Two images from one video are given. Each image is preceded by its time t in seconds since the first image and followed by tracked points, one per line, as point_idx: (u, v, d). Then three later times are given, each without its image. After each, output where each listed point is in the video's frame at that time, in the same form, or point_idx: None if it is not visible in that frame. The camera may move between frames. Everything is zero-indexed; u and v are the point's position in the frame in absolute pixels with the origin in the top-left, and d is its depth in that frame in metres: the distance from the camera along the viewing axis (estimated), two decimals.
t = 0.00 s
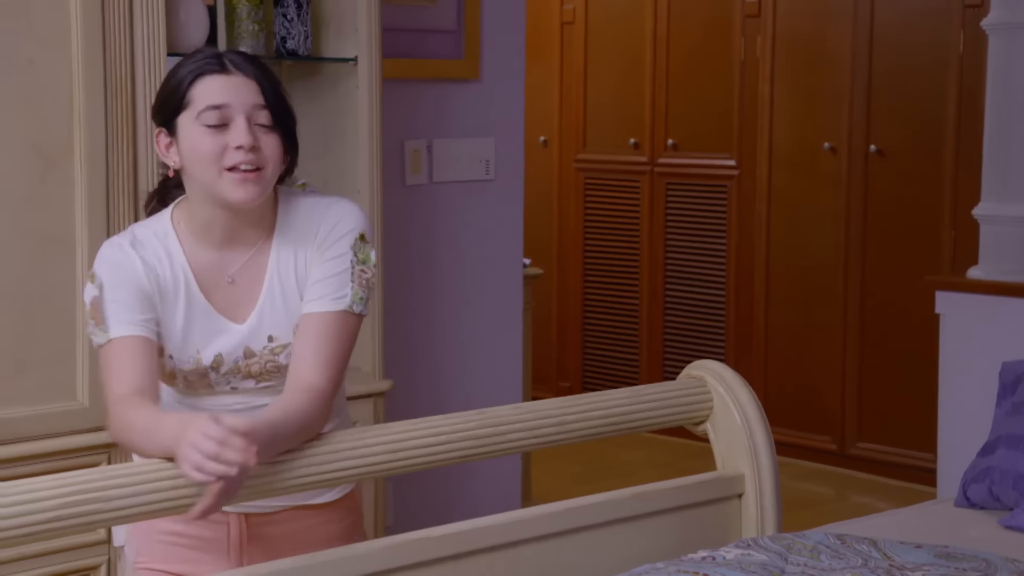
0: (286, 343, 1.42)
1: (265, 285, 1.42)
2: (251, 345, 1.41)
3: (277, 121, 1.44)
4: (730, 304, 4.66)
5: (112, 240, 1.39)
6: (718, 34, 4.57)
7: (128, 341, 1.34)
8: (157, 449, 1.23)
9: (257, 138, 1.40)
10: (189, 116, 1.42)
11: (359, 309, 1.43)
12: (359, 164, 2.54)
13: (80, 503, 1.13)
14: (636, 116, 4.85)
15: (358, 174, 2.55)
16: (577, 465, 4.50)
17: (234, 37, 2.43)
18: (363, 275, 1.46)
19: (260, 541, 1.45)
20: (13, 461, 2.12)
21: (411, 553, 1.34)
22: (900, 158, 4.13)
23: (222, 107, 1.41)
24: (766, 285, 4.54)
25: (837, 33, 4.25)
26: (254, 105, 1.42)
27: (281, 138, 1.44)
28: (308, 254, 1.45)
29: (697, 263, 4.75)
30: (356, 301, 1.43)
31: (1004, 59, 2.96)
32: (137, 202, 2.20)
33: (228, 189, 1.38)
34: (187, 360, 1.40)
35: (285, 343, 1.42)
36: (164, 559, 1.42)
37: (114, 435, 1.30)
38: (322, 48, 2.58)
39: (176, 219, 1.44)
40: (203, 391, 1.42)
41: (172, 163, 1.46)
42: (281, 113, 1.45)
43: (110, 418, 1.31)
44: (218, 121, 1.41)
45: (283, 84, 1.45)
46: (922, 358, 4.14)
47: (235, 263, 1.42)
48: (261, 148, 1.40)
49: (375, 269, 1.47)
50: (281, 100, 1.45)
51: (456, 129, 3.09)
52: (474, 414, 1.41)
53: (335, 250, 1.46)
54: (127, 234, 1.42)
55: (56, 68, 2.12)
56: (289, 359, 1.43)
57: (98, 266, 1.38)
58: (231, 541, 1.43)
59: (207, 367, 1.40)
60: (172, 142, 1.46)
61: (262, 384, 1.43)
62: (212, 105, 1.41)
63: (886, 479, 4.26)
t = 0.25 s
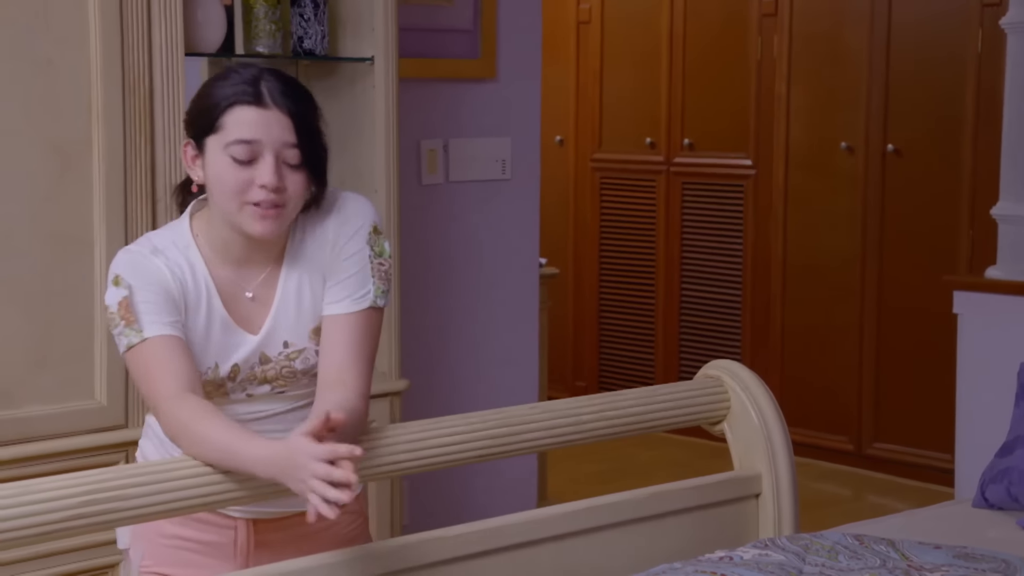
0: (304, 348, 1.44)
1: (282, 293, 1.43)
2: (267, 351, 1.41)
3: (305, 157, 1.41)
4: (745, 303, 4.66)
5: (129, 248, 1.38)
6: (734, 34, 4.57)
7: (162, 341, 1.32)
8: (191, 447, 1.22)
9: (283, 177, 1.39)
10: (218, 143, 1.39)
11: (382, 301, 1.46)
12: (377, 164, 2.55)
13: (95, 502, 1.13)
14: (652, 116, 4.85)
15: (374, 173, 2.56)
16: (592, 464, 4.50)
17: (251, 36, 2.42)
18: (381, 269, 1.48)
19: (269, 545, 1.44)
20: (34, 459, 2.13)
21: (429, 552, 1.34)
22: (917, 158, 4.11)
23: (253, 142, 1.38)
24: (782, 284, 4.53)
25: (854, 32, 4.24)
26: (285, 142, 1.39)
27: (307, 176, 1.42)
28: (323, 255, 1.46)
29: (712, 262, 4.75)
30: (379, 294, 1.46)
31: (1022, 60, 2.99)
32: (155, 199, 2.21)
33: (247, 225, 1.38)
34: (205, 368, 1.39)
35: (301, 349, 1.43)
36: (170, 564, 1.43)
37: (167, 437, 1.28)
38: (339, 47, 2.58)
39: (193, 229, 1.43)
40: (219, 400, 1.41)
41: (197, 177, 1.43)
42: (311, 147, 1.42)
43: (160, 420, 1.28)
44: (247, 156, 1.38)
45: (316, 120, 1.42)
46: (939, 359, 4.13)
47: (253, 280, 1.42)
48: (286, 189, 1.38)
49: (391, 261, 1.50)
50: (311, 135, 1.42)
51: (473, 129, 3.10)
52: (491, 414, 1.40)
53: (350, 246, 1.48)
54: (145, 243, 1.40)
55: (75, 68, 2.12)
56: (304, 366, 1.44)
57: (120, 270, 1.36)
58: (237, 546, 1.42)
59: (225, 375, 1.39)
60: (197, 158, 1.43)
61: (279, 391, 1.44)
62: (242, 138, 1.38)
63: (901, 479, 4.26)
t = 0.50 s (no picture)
0: (319, 347, 1.45)
1: (298, 293, 1.43)
2: (280, 351, 1.42)
3: (334, 172, 1.40)
4: (759, 299, 4.65)
5: (143, 248, 1.37)
6: (747, 29, 4.56)
7: (162, 349, 1.32)
8: (191, 448, 1.22)
9: (310, 193, 1.38)
10: (247, 153, 1.38)
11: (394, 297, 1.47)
12: (389, 160, 2.55)
13: (107, 498, 1.10)
14: (664, 113, 4.85)
15: (386, 169, 2.56)
16: (605, 462, 4.49)
17: (264, 32, 2.42)
18: (393, 264, 1.49)
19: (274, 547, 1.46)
20: (47, 454, 2.13)
21: (441, 549, 1.30)
22: (931, 154, 4.10)
23: (283, 156, 1.37)
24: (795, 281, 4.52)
25: (867, 28, 4.23)
26: (315, 158, 1.38)
27: (333, 191, 1.41)
28: (336, 252, 1.47)
29: (725, 259, 4.74)
30: (393, 289, 1.47)
31: None
32: (168, 193, 2.21)
33: (271, 238, 1.37)
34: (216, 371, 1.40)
35: (314, 349, 1.45)
36: (177, 567, 1.45)
37: (162, 445, 1.29)
38: (352, 43, 2.58)
39: (210, 228, 1.43)
40: (230, 402, 1.42)
41: (220, 180, 1.43)
42: (339, 163, 1.41)
43: (155, 429, 1.29)
44: (275, 170, 1.37)
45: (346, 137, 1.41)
46: (953, 355, 4.11)
47: (270, 282, 1.43)
48: (312, 206, 1.38)
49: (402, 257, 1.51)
50: (341, 150, 1.41)
51: (485, 125, 3.09)
52: (503, 410, 1.38)
53: (363, 243, 1.48)
54: (158, 241, 1.40)
55: (89, 64, 2.13)
56: (318, 365, 1.45)
57: (133, 270, 1.35)
58: (243, 549, 1.44)
59: (238, 378, 1.40)
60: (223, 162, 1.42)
61: (292, 392, 1.45)
62: (272, 151, 1.37)
63: (915, 477, 4.25)
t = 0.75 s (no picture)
0: (318, 343, 1.45)
1: (298, 288, 1.43)
2: (279, 347, 1.42)
3: (336, 167, 1.40)
4: (765, 295, 4.65)
5: (145, 243, 1.37)
6: (754, 25, 4.55)
7: (166, 345, 1.31)
8: (191, 444, 1.20)
9: (311, 188, 1.37)
10: (249, 147, 1.37)
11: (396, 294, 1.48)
12: (396, 156, 2.54)
13: (120, 491, 1.10)
14: (671, 109, 4.84)
15: (393, 164, 2.55)
16: (611, 458, 4.49)
17: (270, 28, 2.42)
18: (395, 260, 1.49)
19: (272, 546, 1.46)
20: (56, 449, 2.14)
21: (445, 544, 1.29)
22: (938, 150, 4.09)
23: (285, 151, 1.36)
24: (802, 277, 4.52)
25: (874, 23, 4.22)
26: (317, 153, 1.38)
27: (335, 185, 1.41)
28: (337, 248, 1.46)
29: (731, 255, 4.74)
30: (395, 286, 1.47)
31: None
32: (175, 189, 2.21)
33: (272, 232, 1.37)
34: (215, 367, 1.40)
35: (314, 344, 1.45)
36: (174, 566, 1.45)
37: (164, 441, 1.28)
38: (358, 41, 2.59)
39: (211, 224, 1.43)
40: (229, 397, 1.43)
41: (222, 173, 1.43)
42: (341, 159, 1.41)
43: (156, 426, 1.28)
44: (278, 164, 1.37)
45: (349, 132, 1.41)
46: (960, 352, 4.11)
47: (270, 277, 1.42)
48: (313, 201, 1.38)
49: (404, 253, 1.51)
50: (343, 145, 1.41)
51: (492, 121, 3.09)
52: (508, 406, 1.37)
53: (365, 238, 1.48)
54: (159, 236, 1.40)
55: (96, 60, 2.13)
56: (317, 360, 1.45)
57: (135, 265, 1.35)
58: (241, 548, 1.44)
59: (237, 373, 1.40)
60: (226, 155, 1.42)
61: (290, 387, 1.46)
62: (275, 145, 1.36)
63: (922, 473, 4.24)
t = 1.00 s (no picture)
0: (323, 340, 1.45)
1: (303, 285, 1.43)
2: (284, 344, 1.42)
3: (341, 165, 1.40)
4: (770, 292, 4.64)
5: (151, 241, 1.37)
6: (759, 21, 4.55)
7: (171, 342, 1.31)
8: (196, 440, 1.20)
9: (317, 187, 1.37)
10: (255, 145, 1.37)
11: (403, 291, 1.48)
12: (401, 152, 2.54)
13: (124, 487, 1.10)
14: (676, 106, 4.84)
15: (398, 161, 2.55)
16: (615, 455, 4.49)
17: (275, 24, 2.42)
18: (401, 258, 1.49)
19: (275, 546, 1.46)
20: (61, 446, 2.14)
21: (450, 541, 1.29)
22: (944, 147, 4.09)
23: (292, 149, 1.36)
24: (806, 275, 4.51)
25: (879, 20, 4.22)
26: (323, 152, 1.37)
27: (340, 183, 1.41)
28: (343, 246, 1.47)
29: (735, 253, 4.74)
30: (401, 283, 1.47)
31: None
32: (180, 185, 2.21)
33: (278, 230, 1.37)
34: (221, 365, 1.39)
35: (319, 342, 1.45)
36: (176, 563, 1.45)
37: (169, 438, 1.27)
38: (363, 36, 2.58)
39: (215, 223, 1.43)
40: (234, 395, 1.42)
41: (229, 171, 1.43)
42: (347, 158, 1.41)
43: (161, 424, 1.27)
44: (285, 162, 1.37)
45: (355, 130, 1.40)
46: (966, 349, 4.10)
47: (275, 274, 1.43)
48: (319, 199, 1.37)
49: (410, 251, 1.51)
50: (349, 144, 1.41)
51: (497, 117, 3.09)
52: (514, 402, 1.37)
53: (372, 236, 1.48)
54: (165, 233, 1.40)
55: (101, 57, 2.13)
56: (322, 358, 1.45)
57: (140, 263, 1.35)
58: (242, 546, 1.44)
59: (241, 370, 1.40)
60: (233, 153, 1.42)
61: (295, 385, 1.46)
62: (281, 144, 1.36)
63: (927, 469, 4.24)
